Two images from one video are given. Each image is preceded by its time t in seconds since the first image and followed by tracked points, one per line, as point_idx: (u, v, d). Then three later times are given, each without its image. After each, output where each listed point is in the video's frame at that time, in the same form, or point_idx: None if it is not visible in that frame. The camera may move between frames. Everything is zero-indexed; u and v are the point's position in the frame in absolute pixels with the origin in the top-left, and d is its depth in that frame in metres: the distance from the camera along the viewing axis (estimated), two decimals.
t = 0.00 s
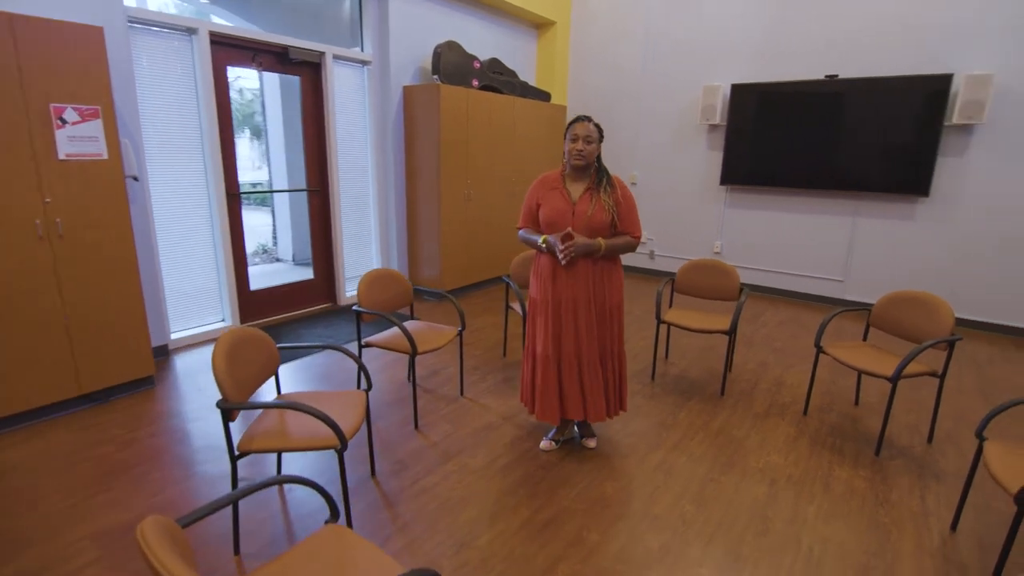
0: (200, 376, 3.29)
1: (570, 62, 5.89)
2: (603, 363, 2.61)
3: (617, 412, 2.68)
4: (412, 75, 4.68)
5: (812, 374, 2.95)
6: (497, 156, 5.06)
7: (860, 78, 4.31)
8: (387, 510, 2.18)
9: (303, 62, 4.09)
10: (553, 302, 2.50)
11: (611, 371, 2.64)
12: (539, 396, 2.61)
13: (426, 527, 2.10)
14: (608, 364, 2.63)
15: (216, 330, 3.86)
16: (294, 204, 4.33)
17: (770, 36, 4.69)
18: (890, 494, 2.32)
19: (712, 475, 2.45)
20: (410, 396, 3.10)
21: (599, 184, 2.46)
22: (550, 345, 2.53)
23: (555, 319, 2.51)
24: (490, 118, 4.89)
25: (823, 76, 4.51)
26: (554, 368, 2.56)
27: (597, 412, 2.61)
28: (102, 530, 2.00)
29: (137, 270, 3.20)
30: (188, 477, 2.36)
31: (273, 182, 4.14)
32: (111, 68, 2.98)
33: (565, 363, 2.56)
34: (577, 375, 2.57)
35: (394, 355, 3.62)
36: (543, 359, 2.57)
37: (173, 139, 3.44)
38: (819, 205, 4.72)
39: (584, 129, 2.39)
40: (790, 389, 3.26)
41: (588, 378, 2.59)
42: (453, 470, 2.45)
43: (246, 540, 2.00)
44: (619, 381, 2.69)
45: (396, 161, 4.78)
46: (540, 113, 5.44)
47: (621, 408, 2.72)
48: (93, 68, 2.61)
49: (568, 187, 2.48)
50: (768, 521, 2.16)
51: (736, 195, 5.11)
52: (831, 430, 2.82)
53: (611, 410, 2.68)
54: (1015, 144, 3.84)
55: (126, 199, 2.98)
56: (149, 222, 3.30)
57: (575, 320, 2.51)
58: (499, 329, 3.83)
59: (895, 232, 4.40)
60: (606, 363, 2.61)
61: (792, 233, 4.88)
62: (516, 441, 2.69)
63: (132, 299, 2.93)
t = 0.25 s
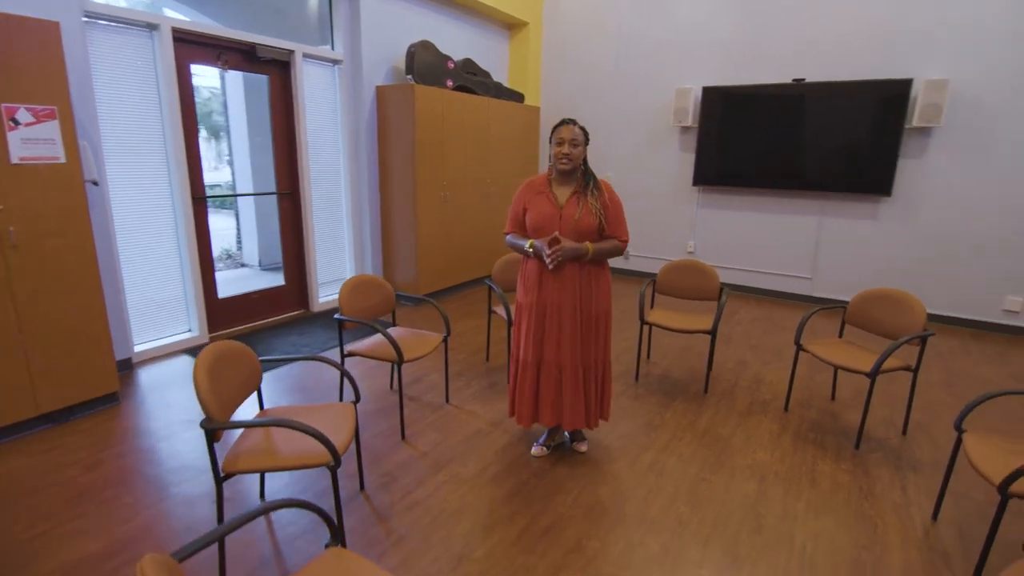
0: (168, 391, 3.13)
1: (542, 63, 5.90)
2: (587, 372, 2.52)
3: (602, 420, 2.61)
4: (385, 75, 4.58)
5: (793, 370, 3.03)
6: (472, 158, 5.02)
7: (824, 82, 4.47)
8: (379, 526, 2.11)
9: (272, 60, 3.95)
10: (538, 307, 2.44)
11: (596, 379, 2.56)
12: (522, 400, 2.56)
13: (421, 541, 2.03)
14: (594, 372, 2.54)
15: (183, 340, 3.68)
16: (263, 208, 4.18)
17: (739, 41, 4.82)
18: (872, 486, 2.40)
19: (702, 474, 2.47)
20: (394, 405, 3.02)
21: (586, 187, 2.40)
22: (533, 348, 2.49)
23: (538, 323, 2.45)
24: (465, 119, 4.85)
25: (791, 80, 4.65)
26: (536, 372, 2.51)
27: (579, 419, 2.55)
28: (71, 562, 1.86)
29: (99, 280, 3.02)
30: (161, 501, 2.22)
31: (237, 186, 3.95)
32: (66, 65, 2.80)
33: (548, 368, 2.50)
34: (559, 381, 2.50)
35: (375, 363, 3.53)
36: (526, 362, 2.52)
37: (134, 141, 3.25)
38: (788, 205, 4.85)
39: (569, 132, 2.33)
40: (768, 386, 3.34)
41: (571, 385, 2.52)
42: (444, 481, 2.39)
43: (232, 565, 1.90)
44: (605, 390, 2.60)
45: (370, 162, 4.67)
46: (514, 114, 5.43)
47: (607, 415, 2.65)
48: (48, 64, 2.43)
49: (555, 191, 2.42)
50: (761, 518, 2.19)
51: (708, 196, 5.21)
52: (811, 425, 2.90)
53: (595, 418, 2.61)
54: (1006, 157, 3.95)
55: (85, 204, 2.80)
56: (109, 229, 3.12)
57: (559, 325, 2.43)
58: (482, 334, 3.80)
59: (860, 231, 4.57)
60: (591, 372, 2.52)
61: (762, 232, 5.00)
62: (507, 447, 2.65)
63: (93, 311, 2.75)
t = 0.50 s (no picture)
0: (133, 408, 2.93)
1: (514, 63, 5.88)
2: (575, 379, 2.43)
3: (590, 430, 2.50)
4: (356, 73, 4.46)
5: (775, 367, 3.09)
6: (446, 159, 4.95)
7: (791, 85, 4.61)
8: (375, 543, 2.02)
9: (238, 57, 3.77)
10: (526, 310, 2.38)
11: (585, 388, 2.45)
12: (507, 404, 2.49)
13: (421, 557, 1.96)
14: (583, 381, 2.43)
15: (148, 352, 3.48)
16: (229, 212, 4.00)
17: (709, 45, 4.92)
18: (858, 478, 2.47)
19: (696, 474, 2.48)
20: (380, 414, 2.93)
21: (576, 189, 2.31)
22: (519, 351, 2.42)
23: (526, 326, 2.39)
24: (440, 119, 4.78)
25: (760, 83, 4.77)
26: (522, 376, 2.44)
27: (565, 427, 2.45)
28: None
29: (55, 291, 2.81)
30: (134, 528, 2.07)
31: (197, 190, 3.73)
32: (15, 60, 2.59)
33: (533, 372, 2.43)
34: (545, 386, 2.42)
35: (355, 371, 3.42)
36: (513, 365, 2.46)
37: (90, 142, 3.05)
38: (758, 204, 4.98)
39: (558, 133, 2.24)
40: (750, 382, 3.40)
41: (558, 391, 2.44)
42: (438, 492, 2.33)
43: None
44: (595, 399, 2.49)
45: (342, 163, 4.54)
46: (487, 114, 5.39)
47: (598, 427, 2.53)
48: None
49: (544, 194, 2.33)
50: (757, 515, 2.22)
51: (681, 196, 5.29)
52: (794, 420, 2.96)
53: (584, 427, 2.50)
54: (1002, 158, 4.04)
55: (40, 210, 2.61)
56: (65, 237, 2.92)
57: (545, 329, 2.36)
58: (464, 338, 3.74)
59: (827, 229, 4.73)
60: (579, 379, 2.42)
61: (734, 231, 5.11)
62: (500, 454, 2.60)
63: (51, 325, 2.56)
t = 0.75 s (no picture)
0: (99, 427, 2.75)
1: (490, 64, 5.84)
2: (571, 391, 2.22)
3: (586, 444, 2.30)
4: (331, 73, 4.33)
5: (762, 366, 3.14)
6: (423, 162, 4.88)
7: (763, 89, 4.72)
8: (374, 563, 1.94)
9: (206, 54, 3.61)
10: (519, 316, 2.16)
11: (580, 400, 2.24)
12: (498, 416, 2.29)
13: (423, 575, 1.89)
14: (579, 392, 2.22)
15: (114, 366, 3.28)
16: (197, 216, 3.81)
17: (683, 49, 4.99)
18: (849, 474, 2.52)
19: (693, 475, 2.49)
20: (368, 425, 2.84)
21: (571, 193, 2.14)
22: (510, 359, 2.21)
23: (517, 334, 2.17)
24: (417, 120, 4.71)
25: (735, 86, 4.86)
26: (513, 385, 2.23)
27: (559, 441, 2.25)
28: None
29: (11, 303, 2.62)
30: (110, 558, 1.92)
31: (159, 193, 3.51)
32: None
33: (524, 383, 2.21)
34: (537, 398, 2.21)
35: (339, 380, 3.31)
36: (503, 374, 2.25)
37: (49, 144, 2.86)
38: (734, 205, 5.07)
39: (553, 135, 2.09)
40: (735, 381, 3.45)
41: (552, 404, 2.22)
42: (436, 505, 2.26)
43: None
44: (592, 412, 2.29)
45: (317, 165, 4.40)
46: (464, 116, 5.33)
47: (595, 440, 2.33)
48: None
49: (539, 198, 2.17)
50: (755, 515, 2.24)
51: (658, 198, 5.35)
52: (781, 418, 3.01)
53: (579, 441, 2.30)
54: (1006, 157, 4.11)
55: None
56: (22, 245, 2.73)
57: (537, 337, 2.14)
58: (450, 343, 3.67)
59: (800, 229, 4.85)
60: (574, 391, 2.21)
61: (711, 232, 5.19)
62: (496, 463, 2.55)
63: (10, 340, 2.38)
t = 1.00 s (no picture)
0: (66, 445, 2.57)
1: (468, 62, 5.77)
2: (568, 396, 2.09)
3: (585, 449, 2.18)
4: (307, 69, 4.19)
5: (752, 363, 3.17)
6: (402, 162, 4.78)
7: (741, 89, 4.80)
8: None
9: (176, 47, 3.43)
10: (514, 318, 2.02)
11: (578, 404, 2.12)
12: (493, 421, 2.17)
13: None
14: (577, 396, 2.10)
15: (80, 378, 3.09)
16: (165, 218, 3.62)
17: (662, 49, 5.03)
18: (843, 468, 2.55)
19: (692, 474, 2.48)
20: (357, 434, 2.73)
21: (568, 190, 1.99)
22: (504, 363, 2.09)
23: (512, 336, 2.04)
24: (397, 119, 4.61)
25: (714, 86, 4.91)
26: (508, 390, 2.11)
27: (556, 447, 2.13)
28: None
29: None
30: None
31: (121, 194, 3.30)
32: None
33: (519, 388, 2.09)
34: (533, 403, 2.09)
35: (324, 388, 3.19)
36: (498, 378, 2.13)
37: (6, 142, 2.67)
38: (715, 204, 5.12)
39: (550, 130, 1.96)
40: (724, 378, 3.48)
41: (548, 410, 2.10)
42: (436, 515, 2.19)
43: None
44: (590, 418, 2.17)
45: (294, 164, 4.25)
46: (443, 114, 5.25)
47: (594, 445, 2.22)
48: None
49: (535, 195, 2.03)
50: (758, 513, 2.24)
51: (639, 197, 5.38)
52: (773, 414, 3.04)
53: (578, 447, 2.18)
54: (972, 156, 4.27)
55: None
56: None
57: (533, 339, 2.02)
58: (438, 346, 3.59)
59: (778, 227, 4.94)
60: (572, 395, 2.09)
61: (691, 230, 5.23)
62: (494, 469, 2.48)
63: None
